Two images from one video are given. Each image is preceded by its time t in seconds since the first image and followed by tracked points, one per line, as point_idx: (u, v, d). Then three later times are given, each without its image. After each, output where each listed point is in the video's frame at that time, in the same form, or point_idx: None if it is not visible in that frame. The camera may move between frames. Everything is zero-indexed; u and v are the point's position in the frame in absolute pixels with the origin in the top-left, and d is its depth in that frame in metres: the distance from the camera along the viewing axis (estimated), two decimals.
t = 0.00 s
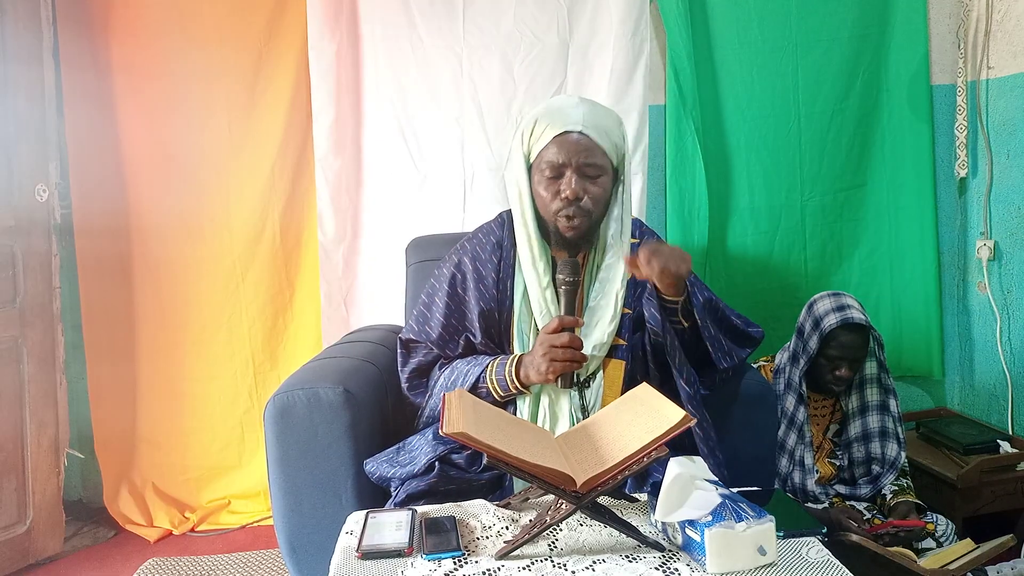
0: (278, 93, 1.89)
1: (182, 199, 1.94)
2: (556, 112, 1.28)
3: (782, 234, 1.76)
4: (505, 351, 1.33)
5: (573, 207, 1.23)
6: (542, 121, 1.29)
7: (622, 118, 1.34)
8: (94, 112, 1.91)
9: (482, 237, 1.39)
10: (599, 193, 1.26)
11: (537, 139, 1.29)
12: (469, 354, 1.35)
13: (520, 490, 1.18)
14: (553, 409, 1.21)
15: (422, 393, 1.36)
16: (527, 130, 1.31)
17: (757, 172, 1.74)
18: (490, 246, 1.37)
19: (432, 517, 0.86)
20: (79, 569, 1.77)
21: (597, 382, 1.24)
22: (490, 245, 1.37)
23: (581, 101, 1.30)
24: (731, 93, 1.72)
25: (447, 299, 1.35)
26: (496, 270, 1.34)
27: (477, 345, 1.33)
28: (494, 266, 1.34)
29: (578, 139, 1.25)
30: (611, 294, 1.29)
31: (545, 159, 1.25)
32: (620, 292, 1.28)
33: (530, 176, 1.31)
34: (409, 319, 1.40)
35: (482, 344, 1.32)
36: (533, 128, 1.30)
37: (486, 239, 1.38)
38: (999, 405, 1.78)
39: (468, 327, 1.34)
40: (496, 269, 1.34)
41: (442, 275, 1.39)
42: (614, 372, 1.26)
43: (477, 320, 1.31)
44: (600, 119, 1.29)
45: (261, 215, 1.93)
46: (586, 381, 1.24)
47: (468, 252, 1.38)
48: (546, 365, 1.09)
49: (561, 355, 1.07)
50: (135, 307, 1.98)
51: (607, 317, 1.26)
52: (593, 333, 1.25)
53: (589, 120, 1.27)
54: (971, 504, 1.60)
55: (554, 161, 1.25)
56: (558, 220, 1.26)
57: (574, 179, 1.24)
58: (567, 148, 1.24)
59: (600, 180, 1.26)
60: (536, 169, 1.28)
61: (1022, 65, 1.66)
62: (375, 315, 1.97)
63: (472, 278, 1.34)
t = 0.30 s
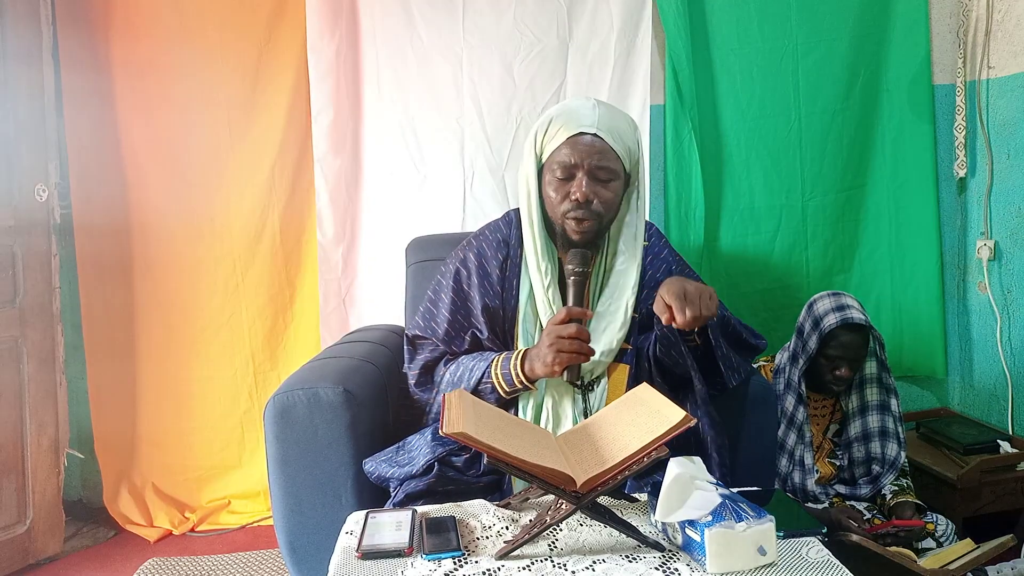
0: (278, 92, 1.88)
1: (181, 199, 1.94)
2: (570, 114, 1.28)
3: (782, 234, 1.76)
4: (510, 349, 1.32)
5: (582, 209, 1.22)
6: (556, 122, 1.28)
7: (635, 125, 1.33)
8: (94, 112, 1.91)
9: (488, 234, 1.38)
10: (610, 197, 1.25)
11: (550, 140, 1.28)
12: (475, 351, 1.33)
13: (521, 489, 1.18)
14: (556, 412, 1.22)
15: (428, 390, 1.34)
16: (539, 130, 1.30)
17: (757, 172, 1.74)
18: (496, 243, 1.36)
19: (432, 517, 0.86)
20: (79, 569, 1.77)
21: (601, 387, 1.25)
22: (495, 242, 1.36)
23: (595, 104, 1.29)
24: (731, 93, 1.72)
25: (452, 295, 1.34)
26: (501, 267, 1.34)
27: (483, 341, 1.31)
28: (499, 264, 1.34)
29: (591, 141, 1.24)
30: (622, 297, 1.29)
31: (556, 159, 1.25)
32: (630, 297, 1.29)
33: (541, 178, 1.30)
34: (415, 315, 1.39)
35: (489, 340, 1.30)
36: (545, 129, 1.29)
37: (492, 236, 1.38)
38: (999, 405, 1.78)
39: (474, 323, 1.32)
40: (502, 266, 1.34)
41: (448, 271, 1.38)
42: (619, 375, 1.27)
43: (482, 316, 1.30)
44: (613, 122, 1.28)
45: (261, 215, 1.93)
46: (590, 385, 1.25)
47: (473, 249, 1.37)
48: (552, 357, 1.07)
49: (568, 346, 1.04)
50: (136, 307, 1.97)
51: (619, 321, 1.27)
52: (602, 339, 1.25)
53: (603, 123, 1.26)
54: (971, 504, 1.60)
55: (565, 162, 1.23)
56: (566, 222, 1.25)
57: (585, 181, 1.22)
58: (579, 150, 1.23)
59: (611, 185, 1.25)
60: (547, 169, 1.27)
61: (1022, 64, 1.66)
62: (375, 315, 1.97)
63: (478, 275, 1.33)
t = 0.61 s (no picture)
0: (278, 92, 1.88)
1: (182, 199, 1.94)
2: (575, 112, 1.27)
3: (782, 234, 1.76)
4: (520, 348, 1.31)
5: (589, 209, 1.23)
6: (560, 120, 1.28)
7: (640, 120, 1.33)
8: (94, 112, 1.91)
9: (493, 234, 1.39)
10: (616, 196, 1.25)
11: (554, 139, 1.28)
12: (486, 351, 1.31)
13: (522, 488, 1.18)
14: (561, 413, 1.21)
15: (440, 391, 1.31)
16: (543, 130, 1.30)
17: (757, 172, 1.74)
18: (501, 242, 1.36)
19: (432, 517, 0.86)
20: (79, 569, 1.77)
21: (606, 388, 1.25)
22: (500, 241, 1.36)
23: (599, 101, 1.29)
24: (731, 93, 1.72)
25: (460, 295, 1.33)
26: (507, 266, 1.33)
27: (493, 341, 1.30)
28: (505, 263, 1.34)
29: (597, 141, 1.24)
30: (623, 297, 1.29)
31: (561, 160, 1.25)
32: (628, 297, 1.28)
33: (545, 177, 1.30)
34: (424, 319, 1.38)
35: (498, 339, 1.29)
36: (550, 128, 1.29)
37: (497, 236, 1.38)
38: (999, 405, 1.78)
39: (483, 323, 1.32)
40: (507, 265, 1.33)
41: (453, 272, 1.39)
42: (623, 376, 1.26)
43: (489, 316, 1.30)
44: (619, 119, 1.28)
45: (261, 215, 1.93)
46: (595, 386, 1.25)
47: (478, 249, 1.38)
48: (570, 348, 1.07)
49: (586, 336, 1.05)
50: (136, 307, 1.97)
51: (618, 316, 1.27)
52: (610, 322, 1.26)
53: (608, 122, 1.26)
54: (972, 504, 1.60)
55: (570, 163, 1.24)
56: (573, 221, 1.25)
57: (591, 182, 1.23)
58: (584, 150, 1.23)
59: (617, 183, 1.26)
60: (552, 169, 1.27)
61: (1022, 65, 1.67)
62: (375, 315, 1.97)
63: (482, 275, 1.33)
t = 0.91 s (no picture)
0: (278, 92, 1.88)
1: (181, 199, 1.93)
2: (577, 125, 1.25)
3: (782, 235, 1.76)
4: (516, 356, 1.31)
5: (592, 227, 1.22)
6: (562, 134, 1.25)
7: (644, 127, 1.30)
8: (94, 112, 1.91)
9: (495, 240, 1.38)
10: (619, 211, 1.25)
11: (556, 152, 1.26)
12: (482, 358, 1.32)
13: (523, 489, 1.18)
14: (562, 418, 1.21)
15: (432, 396, 1.36)
16: (545, 142, 1.28)
17: (757, 172, 1.74)
18: (504, 248, 1.35)
19: (432, 517, 0.86)
20: (79, 569, 1.77)
21: (608, 392, 1.24)
22: (502, 247, 1.35)
23: (602, 113, 1.26)
24: (731, 93, 1.72)
25: (459, 302, 1.34)
26: (510, 273, 1.33)
27: (489, 349, 1.31)
28: (507, 269, 1.33)
29: (600, 156, 1.22)
30: (631, 302, 1.28)
31: (563, 175, 1.24)
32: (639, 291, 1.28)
33: (546, 190, 1.29)
34: (421, 322, 1.40)
35: (495, 348, 1.30)
36: (551, 140, 1.27)
37: (499, 242, 1.37)
38: (998, 405, 1.78)
39: (480, 331, 1.33)
40: (510, 271, 1.33)
41: (455, 277, 1.39)
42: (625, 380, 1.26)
43: (488, 324, 1.30)
44: (622, 131, 1.25)
45: (262, 215, 1.93)
46: (597, 391, 1.25)
47: (480, 254, 1.37)
48: (563, 368, 1.07)
49: (580, 358, 1.05)
50: (136, 306, 1.97)
51: (625, 322, 1.27)
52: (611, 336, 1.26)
53: (611, 135, 1.23)
54: (972, 504, 1.60)
55: (572, 179, 1.23)
56: (574, 236, 1.25)
57: (593, 199, 1.22)
58: (587, 167, 1.21)
59: (620, 198, 1.24)
60: (553, 184, 1.26)
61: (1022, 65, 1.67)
62: (375, 315, 1.97)
63: (484, 280, 1.33)
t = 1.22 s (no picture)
0: (278, 92, 1.88)
1: (182, 200, 1.93)
2: (545, 109, 1.25)
3: (781, 234, 1.76)
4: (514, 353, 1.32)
5: (576, 200, 1.23)
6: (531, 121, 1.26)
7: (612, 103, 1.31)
8: (94, 112, 1.91)
9: (492, 238, 1.37)
10: (600, 181, 1.25)
11: (530, 140, 1.26)
12: (477, 356, 1.33)
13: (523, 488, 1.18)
14: (561, 412, 1.20)
15: (428, 395, 1.34)
16: (518, 134, 1.28)
17: (757, 171, 1.74)
18: (501, 246, 1.35)
19: (432, 517, 0.86)
20: (79, 569, 1.77)
21: (608, 382, 1.24)
22: (500, 245, 1.35)
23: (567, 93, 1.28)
24: (731, 93, 1.72)
25: (456, 300, 1.34)
26: (507, 269, 1.33)
27: (485, 348, 1.31)
28: (505, 267, 1.33)
29: (572, 130, 1.23)
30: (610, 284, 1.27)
31: (540, 157, 1.24)
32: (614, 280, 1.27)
33: (528, 182, 1.29)
34: (416, 320, 1.40)
35: (490, 346, 1.30)
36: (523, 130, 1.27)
37: (496, 240, 1.37)
38: (999, 405, 1.78)
39: (476, 329, 1.33)
40: (507, 268, 1.32)
41: (452, 275, 1.38)
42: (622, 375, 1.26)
43: (486, 322, 1.30)
44: (589, 105, 1.27)
45: (262, 215, 1.93)
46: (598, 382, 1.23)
47: (478, 253, 1.36)
48: (557, 370, 1.06)
49: (575, 359, 1.05)
50: (136, 306, 1.97)
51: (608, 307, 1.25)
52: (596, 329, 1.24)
53: (579, 110, 1.25)
54: (972, 504, 1.60)
55: (549, 157, 1.23)
56: (563, 215, 1.25)
57: (572, 172, 1.23)
58: (560, 141, 1.22)
59: (599, 168, 1.25)
60: (533, 171, 1.26)
61: (1022, 65, 1.66)
62: (375, 315, 1.97)
63: (482, 278, 1.33)
